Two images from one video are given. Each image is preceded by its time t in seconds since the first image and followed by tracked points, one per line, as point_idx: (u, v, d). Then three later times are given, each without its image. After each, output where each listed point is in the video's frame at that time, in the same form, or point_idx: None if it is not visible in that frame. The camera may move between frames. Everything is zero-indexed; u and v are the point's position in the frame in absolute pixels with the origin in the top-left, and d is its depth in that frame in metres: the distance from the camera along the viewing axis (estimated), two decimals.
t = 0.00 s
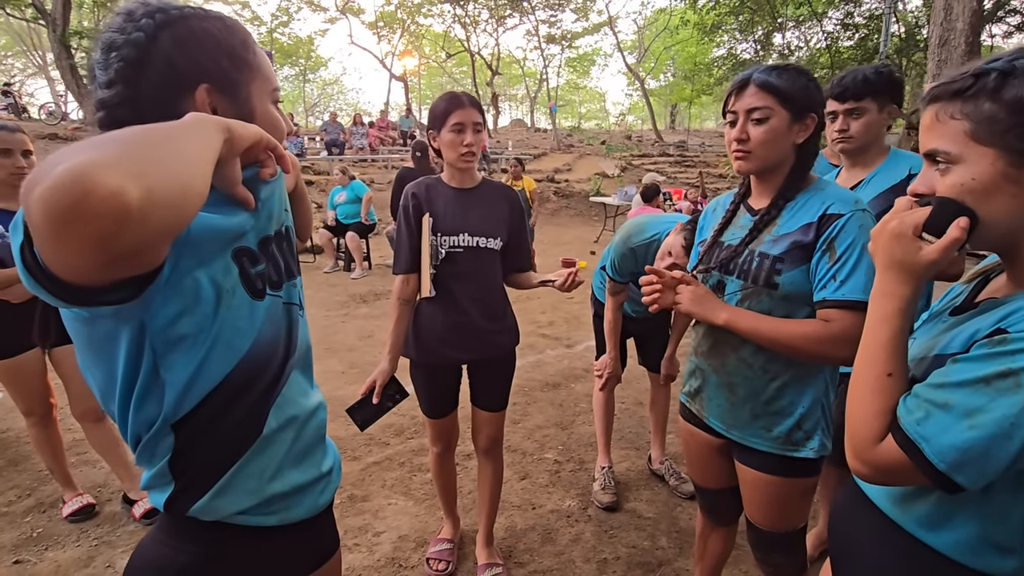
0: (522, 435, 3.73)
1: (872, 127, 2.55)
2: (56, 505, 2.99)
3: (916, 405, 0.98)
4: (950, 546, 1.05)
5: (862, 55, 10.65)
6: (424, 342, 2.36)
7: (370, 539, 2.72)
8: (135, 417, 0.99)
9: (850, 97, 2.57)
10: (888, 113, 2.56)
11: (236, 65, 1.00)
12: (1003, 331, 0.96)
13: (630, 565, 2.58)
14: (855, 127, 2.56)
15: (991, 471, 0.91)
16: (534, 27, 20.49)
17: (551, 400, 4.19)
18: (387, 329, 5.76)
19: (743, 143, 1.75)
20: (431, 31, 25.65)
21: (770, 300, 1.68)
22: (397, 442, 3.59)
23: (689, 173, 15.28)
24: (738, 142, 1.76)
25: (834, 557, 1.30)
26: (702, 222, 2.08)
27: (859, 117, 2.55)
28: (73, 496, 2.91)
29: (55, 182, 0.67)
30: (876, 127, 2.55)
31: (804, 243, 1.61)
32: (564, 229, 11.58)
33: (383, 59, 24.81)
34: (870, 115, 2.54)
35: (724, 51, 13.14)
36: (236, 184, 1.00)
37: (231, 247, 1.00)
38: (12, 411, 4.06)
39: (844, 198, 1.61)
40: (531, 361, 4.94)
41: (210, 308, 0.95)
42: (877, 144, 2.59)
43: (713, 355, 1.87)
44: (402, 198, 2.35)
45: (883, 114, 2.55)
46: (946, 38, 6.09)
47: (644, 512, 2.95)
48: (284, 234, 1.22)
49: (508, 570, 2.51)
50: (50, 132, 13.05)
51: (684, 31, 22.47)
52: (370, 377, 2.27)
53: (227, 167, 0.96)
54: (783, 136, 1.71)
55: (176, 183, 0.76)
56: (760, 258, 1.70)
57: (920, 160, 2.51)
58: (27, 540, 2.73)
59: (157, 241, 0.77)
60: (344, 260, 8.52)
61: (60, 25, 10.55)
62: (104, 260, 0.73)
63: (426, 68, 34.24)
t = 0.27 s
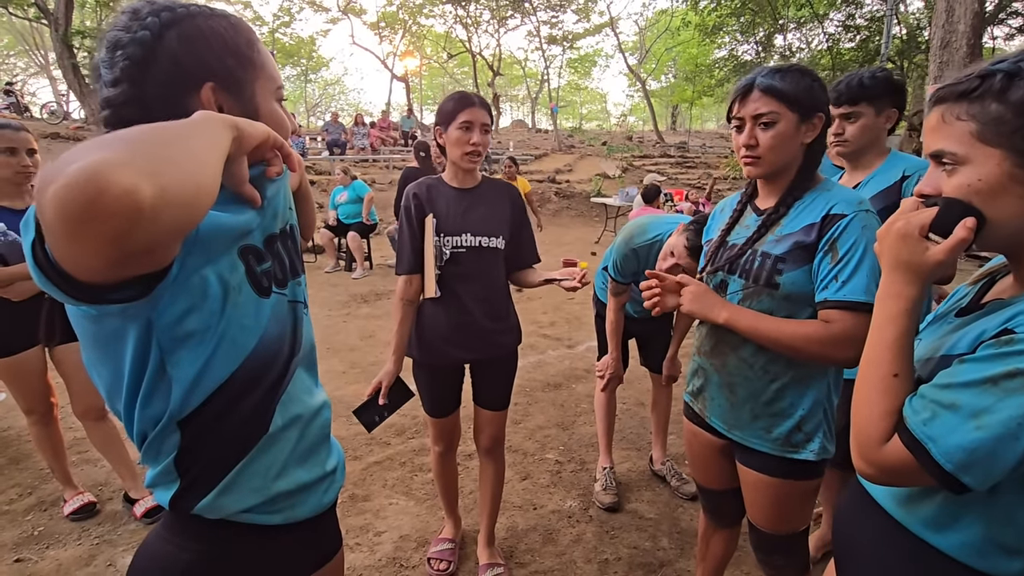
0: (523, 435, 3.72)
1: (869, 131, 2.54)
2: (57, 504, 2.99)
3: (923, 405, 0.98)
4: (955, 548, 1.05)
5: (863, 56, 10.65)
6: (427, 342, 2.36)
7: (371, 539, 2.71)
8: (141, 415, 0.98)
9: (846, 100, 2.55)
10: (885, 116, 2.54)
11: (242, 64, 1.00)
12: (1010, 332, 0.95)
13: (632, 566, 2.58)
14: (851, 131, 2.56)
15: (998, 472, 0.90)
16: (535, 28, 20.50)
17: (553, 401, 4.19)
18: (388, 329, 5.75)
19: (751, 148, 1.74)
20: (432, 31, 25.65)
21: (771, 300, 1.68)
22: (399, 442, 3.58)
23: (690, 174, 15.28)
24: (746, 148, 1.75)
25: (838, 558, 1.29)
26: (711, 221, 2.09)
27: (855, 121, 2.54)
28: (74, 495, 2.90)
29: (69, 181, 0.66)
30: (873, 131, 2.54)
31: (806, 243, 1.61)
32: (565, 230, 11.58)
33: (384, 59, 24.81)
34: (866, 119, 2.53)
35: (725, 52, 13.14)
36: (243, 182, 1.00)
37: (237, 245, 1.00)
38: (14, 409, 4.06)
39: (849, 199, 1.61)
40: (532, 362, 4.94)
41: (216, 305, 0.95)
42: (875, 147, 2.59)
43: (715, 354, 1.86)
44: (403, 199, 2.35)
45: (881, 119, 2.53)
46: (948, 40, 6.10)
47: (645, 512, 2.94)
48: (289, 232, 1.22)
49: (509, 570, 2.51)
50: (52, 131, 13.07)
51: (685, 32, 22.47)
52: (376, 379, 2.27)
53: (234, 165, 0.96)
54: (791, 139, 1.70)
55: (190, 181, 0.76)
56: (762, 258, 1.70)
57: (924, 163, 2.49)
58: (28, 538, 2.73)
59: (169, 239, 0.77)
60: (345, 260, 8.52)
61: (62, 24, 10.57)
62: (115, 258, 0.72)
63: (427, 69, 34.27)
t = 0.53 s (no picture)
0: (523, 436, 3.72)
1: (873, 130, 2.52)
2: (57, 503, 2.99)
3: (926, 407, 0.97)
4: (958, 550, 1.04)
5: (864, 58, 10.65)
6: (427, 342, 2.35)
7: (371, 540, 2.71)
8: (139, 414, 0.98)
9: (850, 101, 2.53)
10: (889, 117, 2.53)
11: (242, 62, 1.00)
12: (1013, 333, 0.95)
13: (632, 567, 2.57)
14: (855, 131, 2.54)
15: (1002, 474, 0.90)
16: (536, 29, 20.50)
17: (553, 402, 4.18)
18: (388, 329, 5.75)
19: (757, 154, 1.74)
20: (433, 31, 25.64)
21: (773, 299, 1.68)
22: (398, 442, 3.58)
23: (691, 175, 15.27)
24: (752, 154, 1.75)
25: (839, 559, 1.29)
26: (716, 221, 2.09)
27: (859, 122, 2.52)
28: (74, 494, 2.90)
29: (54, 183, 0.66)
30: (877, 131, 2.53)
31: (810, 243, 1.61)
32: (565, 231, 11.58)
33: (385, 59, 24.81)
34: (870, 119, 2.51)
35: (725, 53, 13.14)
36: (241, 180, 0.99)
37: (237, 244, 1.00)
38: (13, 409, 4.06)
39: (854, 199, 1.60)
40: (532, 362, 4.93)
41: (215, 304, 0.95)
42: (879, 147, 2.59)
43: (717, 353, 1.86)
44: (404, 198, 2.35)
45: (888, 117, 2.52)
46: (949, 42, 6.11)
47: (645, 514, 2.94)
48: (290, 231, 1.22)
49: (509, 571, 2.51)
50: (52, 130, 13.07)
51: (686, 33, 22.47)
52: (376, 378, 2.26)
53: (231, 163, 0.95)
54: (797, 141, 1.70)
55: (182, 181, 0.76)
56: (766, 256, 1.69)
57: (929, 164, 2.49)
58: (28, 537, 2.73)
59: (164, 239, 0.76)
60: (345, 260, 8.51)
61: (63, 24, 10.57)
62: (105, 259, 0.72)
63: (427, 69, 34.27)
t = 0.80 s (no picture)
0: (522, 436, 3.72)
1: (890, 128, 2.53)
2: (56, 503, 2.99)
3: (925, 408, 0.97)
4: (957, 552, 1.04)
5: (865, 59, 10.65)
6: (427, 343, 2.35)
7: (369, 540, 2.70)
8: (126, 412, 0.98)
9: (874, 96, 2.54)
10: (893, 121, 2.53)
11: (234, 59, 0.99)
12: (1013, 334, 0.95)
13: (631, 568, 2.57)
14: (875, 127, 2.53)
15: (1001, 476, 0.90)
16: (536, 29, 20.49)
17: (552, 402, 4.18)
18: (388, 329, 5.75)
19: (761, 156, 1.73)
20: (434, 31, 25.65)
21: (777, 299, 1.68)
22: (397, 442, 3.58)
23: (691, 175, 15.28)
24: (755, 155, 1.75)
25: (838, 561, 1.29)
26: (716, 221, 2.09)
27: (881, 117, 2.52)
28: (73, 494, 2.90)
29: None
30: (893, 128, 2.54)
31: (814, 243, 1.61)
32: (565, 231, 11.58)
33: (385, 60, 24.81)
34: (890, 116, 2.52)
35: (726, 54, 13.14)
36: (229, 181, 0.97)
37: (227, 245, 1.00)
38: (12, 408, 4.06)
39: (858, 200, 1.60)
40: (532, 363, 4.93)
41: (202, 304, 0.95)
42: (890, 149, 2.59)
43: (718, 353, 1.85)
44: (406, 198, 2.38)
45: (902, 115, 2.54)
46: (949, 43, 6.11)
47: (644, 515, 2.93)
48: (286, 231, 1.22)
49: (507, 572, 2.51)
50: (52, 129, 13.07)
51: (687, 34, 22.47)
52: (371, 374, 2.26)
53: (214, 164, 0.93)
54: (800, 142, 1.70)
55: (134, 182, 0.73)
56: (770, 256, 1.69)
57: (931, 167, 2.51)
58: (27, 537, 2.73)
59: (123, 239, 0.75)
60: (345, 259, 8.51)
61: (64, 23, 10.57)
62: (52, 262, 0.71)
63: (428, 69, 34.27)
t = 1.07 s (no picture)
0: (522, 437, 3.71)
1: (898, 125, 2.53)
2: (55, 502, 2.99)
3: (924, 411, 0.96)
4: (956, 555, 1.04)
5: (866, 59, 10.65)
6: (423, 339, 2.37)
7: (368, 540, 2.70)
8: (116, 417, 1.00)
9: (882, 93, 2.55)
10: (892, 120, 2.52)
11: (186, 48, 0.96)
12: (1013, 336, 0.94)
13: (630, 569, 2.57)
14: (883, 123, 2.53)
15: (1001, 479, 0.89)
16: (537, 29, 20.48)
17: (552, 403, 4.17)
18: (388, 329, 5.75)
19: (760, 155, 1.73)
20: (435, 31, 25.64)
21: (779, 300, 1.68)
22: (397, 442, 3.58)
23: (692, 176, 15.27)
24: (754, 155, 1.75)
25: (837, 564, 1.28)
26: (716, 222, 2.07)
27: (889, 114, 2.53)
28: (72, 493, 2.90)
29: None
30: (900, 126, 2.54)
31: (816, 245, 1.61)
32: (566, 231, 11.57)
33: (386, 59, 24.79)
34: (898, 113, 2.53)
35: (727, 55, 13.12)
36: (208, 189, 0.93)
37: (215, 256, 1.00)
38: (12, 407, 4.05)
39: (860, 201, 1.60)
40: (532, 363, 4.93)
41: (186, 318, 0.95)
42: (897, 149, 2.58)
43: (719, 354, 1.85)
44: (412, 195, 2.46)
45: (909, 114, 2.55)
46: (951, 44, 6.11)
47: (643, 516, 2.93)
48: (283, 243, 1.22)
49: (506, 573, 2.50)
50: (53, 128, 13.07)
51: (688, 34, 22.47)
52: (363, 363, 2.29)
53: (192, 173, 0.90)
54: (800, 143, 1.70)
55: (71, 190, 0.68)
56: (772, 257, 1.69)
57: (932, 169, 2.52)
58: (26, 536, 2.73)
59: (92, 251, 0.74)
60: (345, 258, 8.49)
61: (65, 22, 10.56)
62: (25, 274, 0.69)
63: (429, 69, 34.26)
